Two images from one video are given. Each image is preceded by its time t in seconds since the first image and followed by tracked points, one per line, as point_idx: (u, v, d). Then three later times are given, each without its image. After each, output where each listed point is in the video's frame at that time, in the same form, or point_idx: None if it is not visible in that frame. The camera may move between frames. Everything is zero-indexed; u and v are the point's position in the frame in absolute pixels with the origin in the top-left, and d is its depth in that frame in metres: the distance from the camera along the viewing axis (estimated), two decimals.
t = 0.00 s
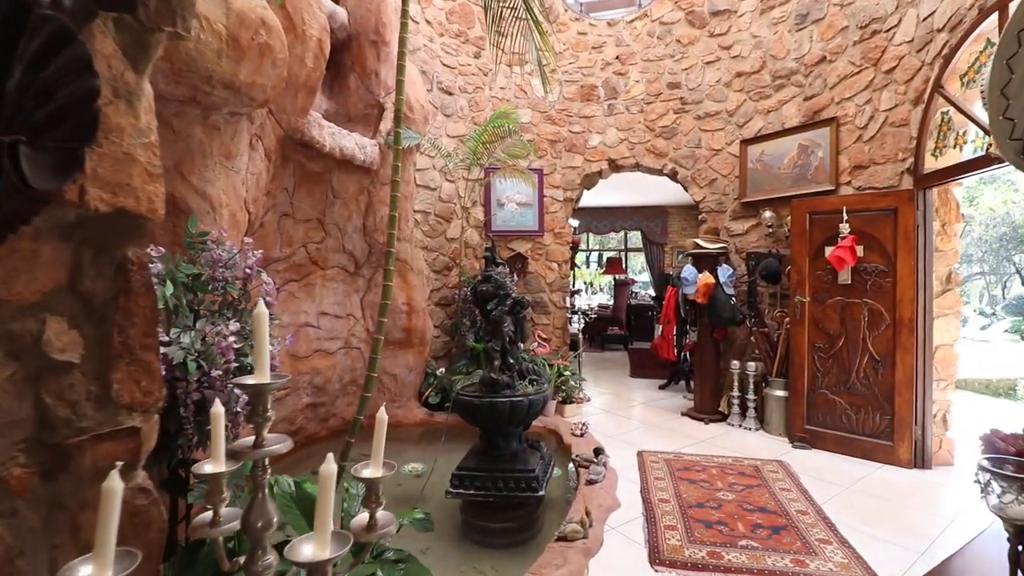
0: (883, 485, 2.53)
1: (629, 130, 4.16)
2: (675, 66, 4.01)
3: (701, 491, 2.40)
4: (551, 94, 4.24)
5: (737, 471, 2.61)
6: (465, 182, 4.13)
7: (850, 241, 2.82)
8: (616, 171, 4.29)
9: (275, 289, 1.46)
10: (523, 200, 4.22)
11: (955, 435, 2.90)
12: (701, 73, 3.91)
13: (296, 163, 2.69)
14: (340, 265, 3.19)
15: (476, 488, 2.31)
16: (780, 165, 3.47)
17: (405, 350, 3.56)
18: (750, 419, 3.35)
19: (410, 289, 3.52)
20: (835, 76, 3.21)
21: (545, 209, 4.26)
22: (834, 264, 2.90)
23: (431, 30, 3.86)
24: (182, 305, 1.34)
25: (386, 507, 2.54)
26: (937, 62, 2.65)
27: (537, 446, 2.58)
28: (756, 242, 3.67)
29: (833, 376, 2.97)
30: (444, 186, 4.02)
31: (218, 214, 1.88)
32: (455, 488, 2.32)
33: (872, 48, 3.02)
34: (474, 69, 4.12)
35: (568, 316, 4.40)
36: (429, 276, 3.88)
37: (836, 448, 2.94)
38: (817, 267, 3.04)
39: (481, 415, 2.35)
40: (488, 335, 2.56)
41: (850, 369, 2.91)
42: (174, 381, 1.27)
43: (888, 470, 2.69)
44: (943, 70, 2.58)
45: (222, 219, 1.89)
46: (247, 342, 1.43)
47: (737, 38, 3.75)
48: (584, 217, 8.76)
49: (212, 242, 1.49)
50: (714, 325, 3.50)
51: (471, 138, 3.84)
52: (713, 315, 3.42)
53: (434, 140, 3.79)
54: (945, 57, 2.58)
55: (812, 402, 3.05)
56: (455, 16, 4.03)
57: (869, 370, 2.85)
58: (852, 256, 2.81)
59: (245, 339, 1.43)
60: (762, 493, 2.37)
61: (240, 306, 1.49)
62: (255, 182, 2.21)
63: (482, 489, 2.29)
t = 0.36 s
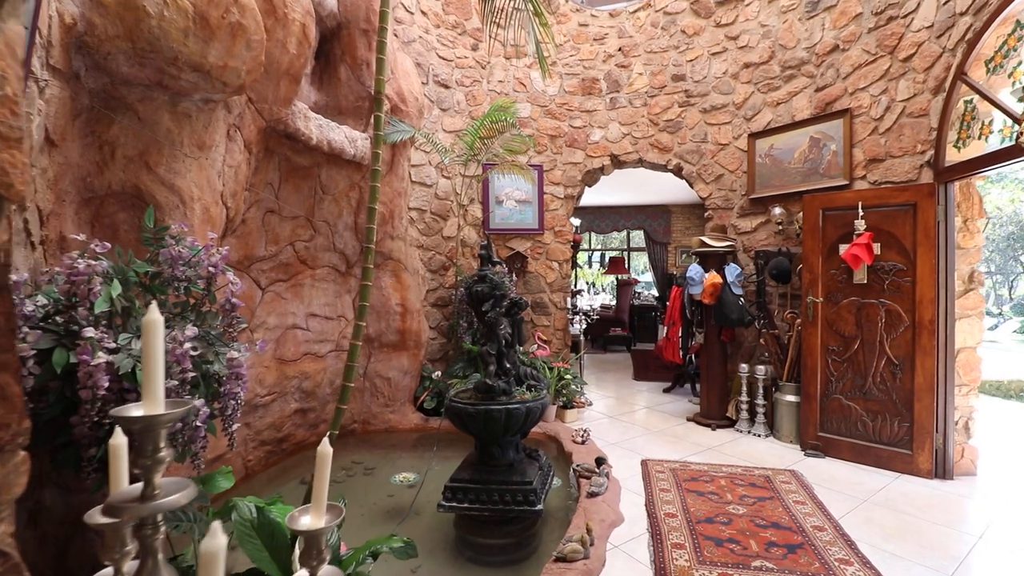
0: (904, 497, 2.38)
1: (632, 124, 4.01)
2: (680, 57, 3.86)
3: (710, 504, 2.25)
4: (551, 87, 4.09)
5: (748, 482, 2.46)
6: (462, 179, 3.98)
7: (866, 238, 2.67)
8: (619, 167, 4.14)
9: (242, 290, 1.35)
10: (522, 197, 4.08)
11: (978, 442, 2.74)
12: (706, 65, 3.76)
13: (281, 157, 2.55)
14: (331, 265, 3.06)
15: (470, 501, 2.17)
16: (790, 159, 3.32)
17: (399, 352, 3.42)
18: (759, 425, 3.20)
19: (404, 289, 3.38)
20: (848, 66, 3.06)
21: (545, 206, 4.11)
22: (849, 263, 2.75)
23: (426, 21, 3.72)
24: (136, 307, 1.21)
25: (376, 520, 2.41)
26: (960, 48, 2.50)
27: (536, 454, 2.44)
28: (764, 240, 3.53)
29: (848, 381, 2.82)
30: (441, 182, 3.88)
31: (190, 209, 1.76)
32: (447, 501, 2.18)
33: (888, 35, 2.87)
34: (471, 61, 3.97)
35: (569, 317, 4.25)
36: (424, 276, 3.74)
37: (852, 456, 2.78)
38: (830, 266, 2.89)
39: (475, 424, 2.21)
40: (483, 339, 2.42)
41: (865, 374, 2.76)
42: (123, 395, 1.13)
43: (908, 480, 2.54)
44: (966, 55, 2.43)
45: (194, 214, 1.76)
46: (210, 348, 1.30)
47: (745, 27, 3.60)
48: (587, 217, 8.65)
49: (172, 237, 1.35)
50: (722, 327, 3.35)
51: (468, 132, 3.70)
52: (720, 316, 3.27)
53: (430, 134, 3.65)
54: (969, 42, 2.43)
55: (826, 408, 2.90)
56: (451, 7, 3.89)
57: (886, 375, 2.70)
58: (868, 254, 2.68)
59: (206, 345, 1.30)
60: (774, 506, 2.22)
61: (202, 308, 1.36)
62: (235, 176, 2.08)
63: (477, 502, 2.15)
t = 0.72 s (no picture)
0: (922, 510, 2.24)
1: (634, 119, 3.87)
2: (683, 49, 3.72)
3: (716, 518, 2.12)
4: (551, 81, 3.95)
5: (757, 494, 2.32)
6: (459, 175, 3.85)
7: (882, 235, 2.53)
8: (620, 163, 4.00)
9: (200, 291, 1.22)
10: (520, 194, 3.94)
11: (999, 451, 2.60)
12: (711, 57, 3.63)
13: (264, 150, 2.42)
14: (320, 264, 2.94)
15: (462, 515, 2.04)
16: (799, 154, 3.18)
17: (392, 355, 3.28)
18: (767, 431, 3.06)
19: (398, 289, 3.25)
20: (861, 56, 2.93)
21: (544, 204, 3.98)
22: (863, 262, 2.61)
23: (421, 13, 3.59)
24: (77, 309, 1.11)
25: (363, 533, 2.28)
26: (981, 35, 2.37)
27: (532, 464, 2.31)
28: (772, 238, 3.39)
29: (861, 387, 2.68)
30: (436, 179, 3.75)
31: (157, 203, 1.64)
32: (437, 515, 2.06)
33: (902, 23, 2.73)
34: (468, 54, 3.83)
35: (569, 318, 4.12)
36: (418, 275, 3.62)
37: (865, 466, 2.65)
38: (842, 265, 2.75)
39: (467, 433, 2.08)
40: (476, 342, 2.29)
41: (879, 379, 2.62)
42: (59, 407, 1.02)
43: (925, 491, 2.40)
44: (988, 41, 2.29)
45: (161, 209, 1.64)
46: (165, 354, 1.18)
47: (752, 18, 3.46)
48: (589, 216, 8.51)
49: (123, 232, 1.23)
50: (727, 329, 3.22)
51: (464, 127, 3.58)
52: (726, 317, 3.14)
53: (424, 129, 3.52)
54: (991, 27, 2.29)
55: (837, 414, 2.76)
56: None
57: (902, 380, 2.56)
58: (883, 252, 2.54)
59: (160, 351, 1.17)
60: (785, 521, 2.09)
61: (158, 310, 1.23)
62: (211, 169, 1.96)
63: (469, 516, 2.03)
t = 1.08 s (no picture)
0: (936, 523, 2.10)
1: (632, 112, 3.73)
2: (683, 40, 3.59)
3: (717, 533, 1.98)
4: (546, 74, 3.82)
5: (760, 507, 2.18)
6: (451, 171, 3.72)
7: (892, 231, 2.39)
8: (618, 159, 3.86)
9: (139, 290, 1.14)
10: (514, 190, 3.81)
11: (1018, 461, 2.45)
12: (712, 48, 3.49)
13: (240, 143, 2.30)
14: (303, 263, 2.82)
15: (444, 530, 1.92)
16: (804, 147, 3.05)
17: (380, 358, 3.16)
18: (771, 438, 2.92)
19: (385, 289, 3.12)
20: (869, 43, 2.79)
21: (539, 201, 3.84)
22: (872, 260, 2.47)
23: (411, 3, 3.47)
24: None
25: (342, 548, 2.16)
26: (998, 17, 2.23)
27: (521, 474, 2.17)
28: (775, 235, 3.25)
29: (871, 392, 2.54)
30: (427, 175, 3.62)
31: (108, 195, 1.52)
32: (418, 530, 1.93)
33: (913, 7, 2.59)
34: (460, 46, 3.70)
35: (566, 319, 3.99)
36: (408, 274, 3.49)
37: (875, 475, 2.50)
38: (850, 263, 2.61)
39: (449, 442, 1.94)
40: (461, 345, 2.15)
41: (890, 384, 2.48)
42: None
43: (939, 503, 2.26)
44: (1006, 23, 2.14)
45: (112, 201, 1.53)
46: (96, 361, 1.07)
47: (755, 6, 3.32)
48: (588, 216, 8.40)
49: (49, 226, 1.12)
50: (729, 330, 3.08)
51: (455, 120, 3.46)
52: (728, 318, 3.00)
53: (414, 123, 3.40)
54: (1010, 8, 2.15)
55: (845, 421, 2.62)
56: None
57: (914, 385, 2.42)
58: (894, 250, 2.40)
59: (91, 357, 1.07)
60: (789, 537, 1.95)
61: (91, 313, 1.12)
62: (175, 161, 1.84)
63: (452, 532, 1.90)
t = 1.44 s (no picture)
0: (953, 542, 1.96)
1: (630, 106, 3.60)
2: (684, 31, 3.45)
3: (716, 551, 1.85)
4: (542, 67, 3.70)
5: (764, 523, 2.05)
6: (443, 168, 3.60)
7: (905, 228, 2.25)
8: (616, 155, 3.73)
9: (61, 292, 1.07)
10: (509, 188, 3.69)
11: None
12: (714, 39, 3.36)
13: (214, 136, 2.19)
14: (285, 263, 2.71)
15: (424, 547, 1.80)
16: (810, 141, 2.90)
17: (368, 361, 3.04)
18: (775, 446, 2.79)
19: (373, 290, 3.00)
20: (879, 31, 2.64)
21: (535, 198, 3.72)
22: (883, 259, 2.32)
23: None
24: None
25: (319, 564, 2.05)
26: None
27: (508, 487, 2.03)
28: (780, 233, 3.11)
29: (882, 399, 2.39)
30: (418, 172, 3.51)
31: (54, 191, 1.43)
32: (397, 547, 1.81)
33: None
34: (452, 39, 3.58)
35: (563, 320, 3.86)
36: (397, 275, 3.38)
37: (885, 488, 2.36)
38: (859, 262, 2.47)
39: (429, 454, 1.81)
40: (443, 350, 2.01)
41: (902, 391, 2.33)
42: None
43: (955, 519, 2.11)
44: None
45: (58, 197, 1.43)
46: (14, 371, 0.97)
47: None
48: (590, 215, 8.28)
49: None
50: (731, 333, 2.95)
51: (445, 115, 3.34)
52: (730, 320, 2.86)
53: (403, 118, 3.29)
54: None
55: (854, 429, 2.47)
56: None
57: (928, 393, 2.27)
58: (907, 248, 2.25)
59: (9, 367, 0.96)
60: (794, 557, 1.81)
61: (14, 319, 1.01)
62: (136, 155, 1.73)
63: (432, 549, 1.79)
